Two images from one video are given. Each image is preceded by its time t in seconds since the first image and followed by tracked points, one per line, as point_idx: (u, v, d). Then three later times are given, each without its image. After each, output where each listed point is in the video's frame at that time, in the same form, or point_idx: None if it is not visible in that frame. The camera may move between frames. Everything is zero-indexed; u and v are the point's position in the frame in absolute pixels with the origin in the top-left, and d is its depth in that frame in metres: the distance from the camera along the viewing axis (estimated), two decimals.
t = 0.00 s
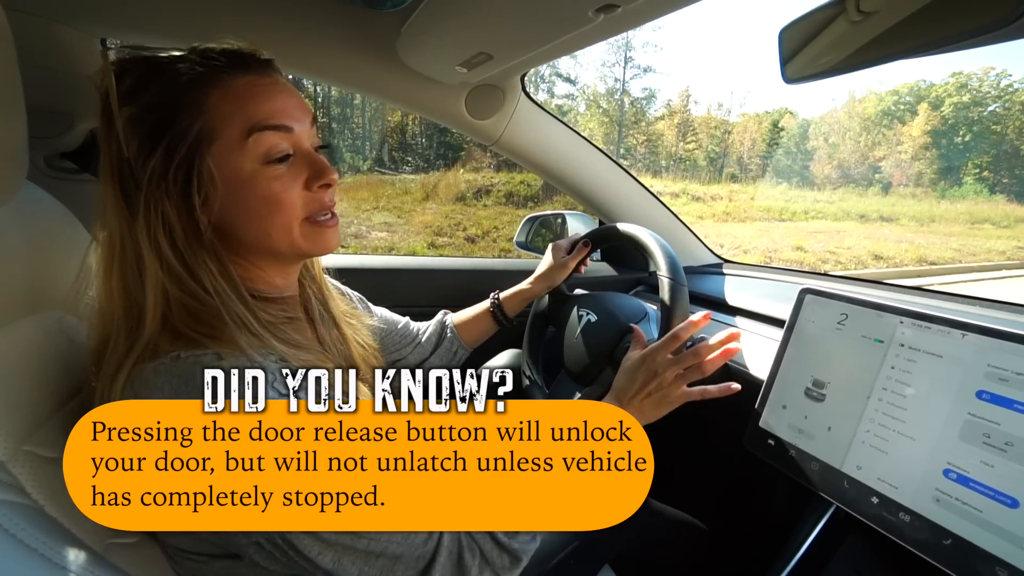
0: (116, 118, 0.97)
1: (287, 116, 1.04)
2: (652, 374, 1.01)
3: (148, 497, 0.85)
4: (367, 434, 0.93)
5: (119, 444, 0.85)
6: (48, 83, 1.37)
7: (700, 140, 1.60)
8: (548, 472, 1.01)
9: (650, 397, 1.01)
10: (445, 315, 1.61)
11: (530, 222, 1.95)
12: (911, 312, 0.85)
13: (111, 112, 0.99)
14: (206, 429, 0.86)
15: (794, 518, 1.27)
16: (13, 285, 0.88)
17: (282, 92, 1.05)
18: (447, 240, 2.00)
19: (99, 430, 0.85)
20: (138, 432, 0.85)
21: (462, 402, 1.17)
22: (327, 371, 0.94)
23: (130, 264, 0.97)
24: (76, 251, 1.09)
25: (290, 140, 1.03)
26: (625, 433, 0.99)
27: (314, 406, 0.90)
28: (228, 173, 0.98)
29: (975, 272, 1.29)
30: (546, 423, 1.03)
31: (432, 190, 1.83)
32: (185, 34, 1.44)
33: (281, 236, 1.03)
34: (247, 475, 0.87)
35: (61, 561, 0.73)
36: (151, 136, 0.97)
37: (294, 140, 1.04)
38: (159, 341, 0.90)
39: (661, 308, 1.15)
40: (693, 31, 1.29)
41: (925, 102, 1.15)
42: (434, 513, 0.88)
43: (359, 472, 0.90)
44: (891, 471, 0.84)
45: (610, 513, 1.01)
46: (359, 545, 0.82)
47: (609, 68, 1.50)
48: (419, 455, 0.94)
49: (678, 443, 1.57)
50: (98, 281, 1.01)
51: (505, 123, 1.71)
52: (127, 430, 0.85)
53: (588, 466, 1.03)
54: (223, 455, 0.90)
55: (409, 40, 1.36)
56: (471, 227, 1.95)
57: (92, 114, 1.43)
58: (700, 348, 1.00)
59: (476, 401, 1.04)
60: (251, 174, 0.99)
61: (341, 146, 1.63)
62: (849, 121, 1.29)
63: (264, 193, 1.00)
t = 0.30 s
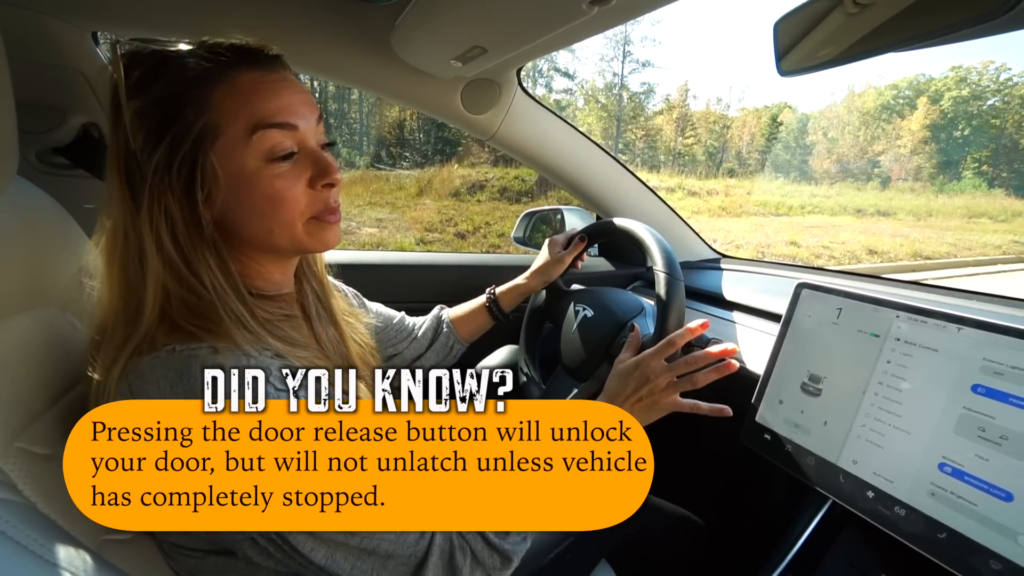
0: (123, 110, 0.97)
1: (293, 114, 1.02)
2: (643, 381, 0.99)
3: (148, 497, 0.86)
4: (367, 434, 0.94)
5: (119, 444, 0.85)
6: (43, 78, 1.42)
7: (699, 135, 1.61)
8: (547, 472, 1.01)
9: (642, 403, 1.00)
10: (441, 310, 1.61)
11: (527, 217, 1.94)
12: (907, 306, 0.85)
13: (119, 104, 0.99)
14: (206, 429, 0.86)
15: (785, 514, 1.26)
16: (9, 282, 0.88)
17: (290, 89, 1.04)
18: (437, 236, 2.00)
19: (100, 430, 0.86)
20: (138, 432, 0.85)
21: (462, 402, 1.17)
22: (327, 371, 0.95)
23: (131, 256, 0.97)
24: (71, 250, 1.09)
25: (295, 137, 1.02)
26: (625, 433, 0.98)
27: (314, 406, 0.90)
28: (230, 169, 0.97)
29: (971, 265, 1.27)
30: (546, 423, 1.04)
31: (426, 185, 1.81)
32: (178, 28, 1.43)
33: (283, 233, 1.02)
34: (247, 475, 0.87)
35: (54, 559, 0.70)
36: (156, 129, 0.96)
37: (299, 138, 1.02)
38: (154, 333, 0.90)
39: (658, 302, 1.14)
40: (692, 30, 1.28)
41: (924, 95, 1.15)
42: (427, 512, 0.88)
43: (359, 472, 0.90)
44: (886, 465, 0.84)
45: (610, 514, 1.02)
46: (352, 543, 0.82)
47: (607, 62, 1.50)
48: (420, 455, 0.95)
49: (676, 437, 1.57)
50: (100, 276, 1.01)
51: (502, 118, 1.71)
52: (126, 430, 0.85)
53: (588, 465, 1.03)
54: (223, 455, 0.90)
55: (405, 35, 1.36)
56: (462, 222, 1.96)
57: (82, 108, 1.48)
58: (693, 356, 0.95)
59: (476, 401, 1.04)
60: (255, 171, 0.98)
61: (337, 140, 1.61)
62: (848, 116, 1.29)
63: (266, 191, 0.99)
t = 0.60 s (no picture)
0: (137, 107, 0.97)
1: (291, 110, 0.98)
2: (643, 381, 0.97)
3: (148, 497, 0.84)
4: (367, 434, 0.94)
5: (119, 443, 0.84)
6: (43, 78, 1.50)
7: (697, 134, 1.59)
8: (547, 472, 1.01)
9: (643, 402, 0.98)
10: (442, 308, 1.60)
11: (527, 215, 1.95)
12: (912, 305, 0.84)
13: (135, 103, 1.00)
14: (206, 429, 0.86)
15: (788, 512, 1.26)
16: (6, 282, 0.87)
17: (291, 86, 1.00)
18: (433, 235, 1.97)
19: (100, 430, 0.85)
20: (138, 432, 0.84)
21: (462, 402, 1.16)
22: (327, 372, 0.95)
23: (143, 249, 0.99)
24: (72, 249, 1.08)
25: (292, 135, 0.97)
26: (625, 433, 0.97)
27: (314, 405, 0.90)
28: (225, 166, 0.94)
29: (970, 264, 1.27)
30: (546, 423, 1.03)
31: (424, 184, 1.79)
32: (174, 24, 1.43)
33: (279, 234, 0.97)
34: (247, 475, 0.86)
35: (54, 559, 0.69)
36: (160, 127, 0.96)
37: (297, 135, 0.98)
38: (156, 330, 0.88)
39: (660, 302, 1.14)
40: (691, 23, 1.29)
41: (924, 94, 1.15)
42: (432, 513, 0.88)
43: (359, 472, 0.90)
44: (891, 466, 0.84)
45: (610, 514, 1.01)
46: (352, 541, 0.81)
47: (606, 61, 1.50)
48: (420, 455, 0.94)
49: (677, 436, 1.57)
50: (114, 269, 1.00)
51: (503, 116, 1.70)
52: (126, 430, 0.84)
53: (588, 466, 1.03)
54: (223, 454, 0.89)
55: (405, 34, 1.36)
56: (459, 222, 1.93)
57: (80, 108, 1.57)
58: (692, 353, 0.91)
59: (476, 401, 1.04)
60: (247, 168, 0.94)
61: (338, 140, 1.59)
62: (847, 114, 1.29)
63: (259, 188, 0.94)
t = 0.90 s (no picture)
0: (158, 108, 0.94)
1: (312, 143, 0.93)
2: (643, 385, 0.93)
3: (148, 497, 0.84)
4: (367, 434, 0.93)
5: (118, 444, 0.85)
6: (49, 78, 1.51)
7: (701, 132, 1.59)
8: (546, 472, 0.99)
9: (642, 408, 0.94)
10: (431, 316, 1.61)
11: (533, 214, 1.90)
12: (924, 301, 0.84)
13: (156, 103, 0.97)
14: (206, 428, 0.86)
15: (798, 509, 1.26)
16: (15, 278, 0.87)
17: (316, 114, 0.94)
18: (436, 233, 1.97)
19: (100, 430, 0.85)
20: (138, 432, 0.85)
21: (462, 402, 1.14)
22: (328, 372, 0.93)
23: (149, 247, 0.97)
24: (84, 247, 1.08)
25: (310, 168, 0.93)
26: (625, 433, 0.93)
27: (314, 406, 0.89)
28: (236, 191, 0.91)
29: (976, 261, 1.28)
30: (546, 423, 1.02)
31: (428, 184, 1.80)
32: (178, 22, 1.43)
33: (284, 258, 0.95)
34: (247, 475, 0.86)
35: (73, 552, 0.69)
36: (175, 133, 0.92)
37: (314, 168, 0.93)
38: (167, 329, 0.89)
39: (669, 299, 1.14)
40: (695, 20, 1.29)
41: (930, 90, 1.14)
42: (438, 513, 0.88)
43: (359, 472, 0.89)
44: (903, 463, 0.83)
45: (610, 513, 1.00)
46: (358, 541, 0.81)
47: (609, 58, 1.50)
48: (420, 455, 0.93)
49: (685, 434, 1.57)
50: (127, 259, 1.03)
51: (510, 113, 1.70)
52: (126, 430, 0.84)
53: (588, 466, 1.01)
54: (223, 455, 0.88)
55: (411, 31, 1.36)
56: (462, 220, 1.92)
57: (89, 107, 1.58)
58: (690, 357, 0.88)
59: (475, 401, 1.02)
60: (261, 199, 0.91)
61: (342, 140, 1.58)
62: (852, 111, 1.27)
63: (270, 221, 0.92)
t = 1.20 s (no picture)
0: (152, 117, 0.93)
1: (309, 140, 0.91)
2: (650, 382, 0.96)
3: (148, 497, 0.82)
4: (367, 434, 0.92)
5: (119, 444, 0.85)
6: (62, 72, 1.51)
7: (716, 122, 1.56)
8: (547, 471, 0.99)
9: (649, 403, 0.97)
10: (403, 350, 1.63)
11: (545, 206, 1.96)
12: (949, 293, 0.82)
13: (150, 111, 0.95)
14: (206, 429, 0.85)
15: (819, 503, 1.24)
16: (27, 272, 0.86)
17: (309, 108, 0.91)
18: (449, 227, 1.94)
19: (100, 430, 0.84)
20: (138, 432, 0.85)
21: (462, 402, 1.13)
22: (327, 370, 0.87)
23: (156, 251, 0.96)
24: (98, 243, 1.07)
25: (311, 165, 0.91)
26: (626, 433, 0.96)
27: (314, 406, 0.84)
28: (241, 195, 0.89)
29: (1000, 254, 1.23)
30: (546, 423, 1.01)
31: (440, 177, 1.80)
32: (195, 18, 1.44)
33: (295, 256, 0.95)
34: (247, 475, 0.86)
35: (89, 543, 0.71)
36: (175, 140, 0.91)
37: (315, 164, 0.92)
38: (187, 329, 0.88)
39: (683, 291, 1.12)
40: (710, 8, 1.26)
41: (954, 78, 1.10)
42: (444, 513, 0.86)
43: (359, 472, 0.89)
44: (925, 459, 0.81)
45: (610, 513, 1.00)
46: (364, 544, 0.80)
47: (622, 50, 1.47)
48: (420, 455, 0.93)
49: (699, 429, 1.55)
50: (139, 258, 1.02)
51: (522, 104, 1.68)
52: (127, 430, 0.85)
53: (588, 465, 1.01)
54: (223, 454, 0.88)
55: (422, 23, 1.35)
56: (475, 214, 1.91)
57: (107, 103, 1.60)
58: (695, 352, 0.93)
59: (475, 401, 1.01)
60: (265, 202, 0.90)
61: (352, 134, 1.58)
62: (871, 100, 1.24)
63: (277, 222, 0.91)
